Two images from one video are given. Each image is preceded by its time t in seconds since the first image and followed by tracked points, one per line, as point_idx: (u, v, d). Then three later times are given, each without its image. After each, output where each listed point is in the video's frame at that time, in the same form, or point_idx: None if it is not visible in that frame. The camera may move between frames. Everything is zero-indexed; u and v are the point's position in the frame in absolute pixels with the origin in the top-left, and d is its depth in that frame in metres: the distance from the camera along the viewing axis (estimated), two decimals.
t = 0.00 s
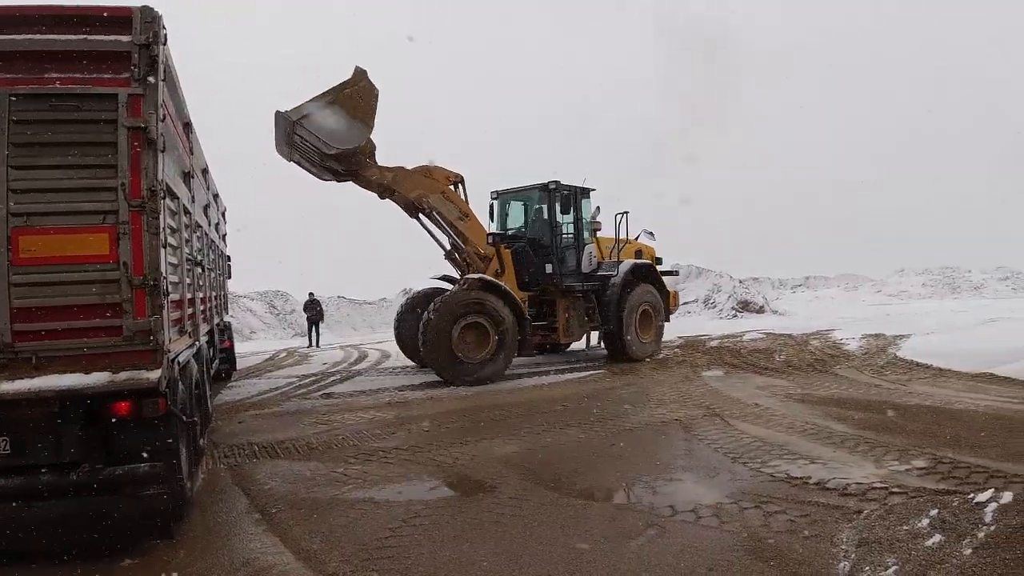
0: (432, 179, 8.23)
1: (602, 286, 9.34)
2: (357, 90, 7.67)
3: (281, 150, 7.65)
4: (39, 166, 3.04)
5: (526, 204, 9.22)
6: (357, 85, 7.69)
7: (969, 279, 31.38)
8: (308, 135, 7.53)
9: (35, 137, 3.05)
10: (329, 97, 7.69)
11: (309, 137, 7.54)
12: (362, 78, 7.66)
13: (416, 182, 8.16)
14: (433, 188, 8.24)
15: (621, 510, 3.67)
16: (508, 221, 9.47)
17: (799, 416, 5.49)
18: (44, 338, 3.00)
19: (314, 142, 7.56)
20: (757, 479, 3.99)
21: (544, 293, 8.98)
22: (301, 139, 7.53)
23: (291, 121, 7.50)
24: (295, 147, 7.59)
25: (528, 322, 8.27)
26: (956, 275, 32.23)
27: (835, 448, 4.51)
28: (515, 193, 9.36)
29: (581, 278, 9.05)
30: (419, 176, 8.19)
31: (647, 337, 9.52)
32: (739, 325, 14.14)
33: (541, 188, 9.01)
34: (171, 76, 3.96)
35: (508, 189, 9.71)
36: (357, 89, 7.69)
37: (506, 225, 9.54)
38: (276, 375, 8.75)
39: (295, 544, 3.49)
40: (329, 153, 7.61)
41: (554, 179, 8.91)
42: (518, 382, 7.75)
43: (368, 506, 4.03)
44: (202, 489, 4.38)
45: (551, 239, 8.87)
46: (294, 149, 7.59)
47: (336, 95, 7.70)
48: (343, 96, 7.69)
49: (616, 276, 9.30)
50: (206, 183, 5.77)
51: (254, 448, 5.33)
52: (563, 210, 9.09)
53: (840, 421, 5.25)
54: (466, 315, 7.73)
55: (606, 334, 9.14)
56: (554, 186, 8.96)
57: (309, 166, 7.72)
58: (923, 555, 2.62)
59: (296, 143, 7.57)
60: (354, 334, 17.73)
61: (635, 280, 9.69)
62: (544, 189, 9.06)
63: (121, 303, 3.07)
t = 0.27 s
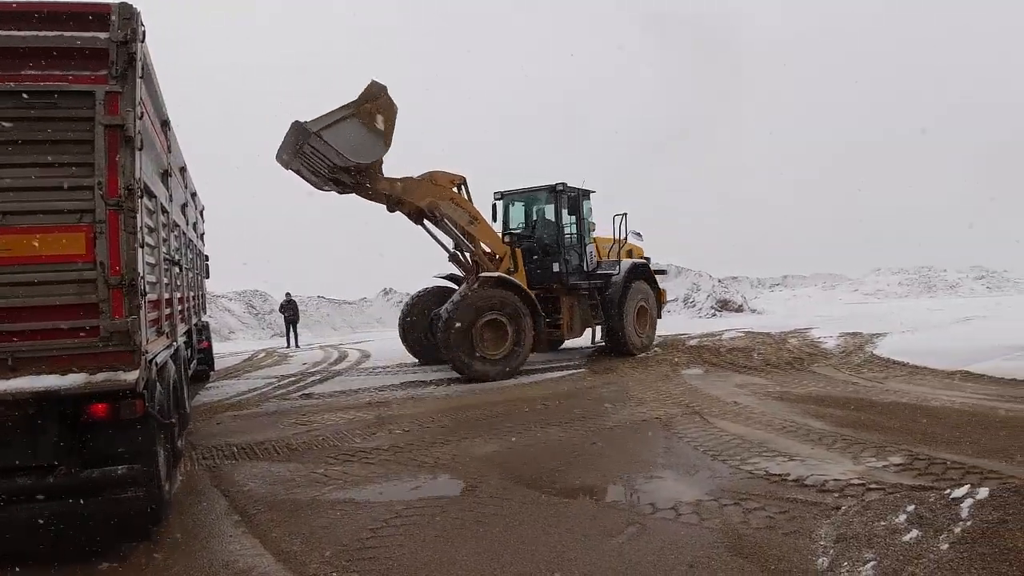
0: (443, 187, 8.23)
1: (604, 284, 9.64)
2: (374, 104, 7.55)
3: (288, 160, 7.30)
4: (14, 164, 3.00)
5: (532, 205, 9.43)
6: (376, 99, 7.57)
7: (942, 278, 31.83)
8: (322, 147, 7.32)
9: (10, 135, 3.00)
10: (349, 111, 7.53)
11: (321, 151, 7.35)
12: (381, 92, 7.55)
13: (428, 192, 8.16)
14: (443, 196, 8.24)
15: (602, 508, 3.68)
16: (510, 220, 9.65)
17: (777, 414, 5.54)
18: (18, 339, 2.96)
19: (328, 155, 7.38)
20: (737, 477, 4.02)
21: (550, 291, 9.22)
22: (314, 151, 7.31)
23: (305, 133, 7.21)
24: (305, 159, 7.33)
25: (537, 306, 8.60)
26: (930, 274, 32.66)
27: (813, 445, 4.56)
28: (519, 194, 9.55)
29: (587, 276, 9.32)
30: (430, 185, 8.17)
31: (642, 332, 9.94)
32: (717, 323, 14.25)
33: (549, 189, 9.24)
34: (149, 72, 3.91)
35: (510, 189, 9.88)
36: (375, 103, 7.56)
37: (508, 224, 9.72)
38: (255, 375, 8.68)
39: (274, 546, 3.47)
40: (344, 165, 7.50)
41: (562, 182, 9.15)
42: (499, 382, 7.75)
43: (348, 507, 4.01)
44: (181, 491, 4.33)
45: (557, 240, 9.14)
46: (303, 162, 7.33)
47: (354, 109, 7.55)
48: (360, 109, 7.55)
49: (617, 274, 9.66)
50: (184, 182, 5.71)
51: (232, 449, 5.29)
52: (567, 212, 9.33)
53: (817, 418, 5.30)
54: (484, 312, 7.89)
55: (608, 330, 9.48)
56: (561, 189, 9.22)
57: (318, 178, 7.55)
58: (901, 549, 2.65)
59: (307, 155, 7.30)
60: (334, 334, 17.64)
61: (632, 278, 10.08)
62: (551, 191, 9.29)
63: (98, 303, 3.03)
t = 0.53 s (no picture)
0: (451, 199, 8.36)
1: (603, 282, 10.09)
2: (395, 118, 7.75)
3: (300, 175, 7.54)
4: None
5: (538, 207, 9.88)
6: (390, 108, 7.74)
7: (918, 277, 32.20)
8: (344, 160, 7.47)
9: None
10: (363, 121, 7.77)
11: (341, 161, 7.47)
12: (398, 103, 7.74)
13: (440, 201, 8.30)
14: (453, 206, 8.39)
15: (581, 507, 3.69)
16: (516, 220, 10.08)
17: (755, 412, 5.59)
18: None
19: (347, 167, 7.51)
20: (716, 474, 4.05)
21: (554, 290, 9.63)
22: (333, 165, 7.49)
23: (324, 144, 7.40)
24: (322, 171, 7.49)
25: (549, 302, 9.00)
26: (906, 274, 33.03)
27: (790, 443, 4.59)
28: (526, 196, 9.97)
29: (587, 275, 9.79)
30: (441, 195, 8.32)
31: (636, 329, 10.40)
32: (695, 323, 14.35)
33: (557, 193, 9.69)
34: (126, 67, 3.87)
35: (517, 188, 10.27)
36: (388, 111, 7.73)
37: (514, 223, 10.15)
38: (233, 375, 8.61)
39: (253, 548, 3.44)
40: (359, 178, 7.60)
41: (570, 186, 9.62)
42: (479, 381, 7.74)
43: (328, 508, 3.99)
44: (158, 492, 4.29)
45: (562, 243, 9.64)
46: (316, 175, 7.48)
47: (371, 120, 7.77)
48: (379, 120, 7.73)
49: (615, 273, 10.12)
50: (161, 179, 5.66)
51: (210, 450, 5.24)
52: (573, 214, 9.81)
53: (795, 416, 5.35)
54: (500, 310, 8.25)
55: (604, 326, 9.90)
56: (568, 192, 9.70)
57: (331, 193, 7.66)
58: (878, 546, 2.67)
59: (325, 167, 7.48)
60: (313, 334, 17.55)
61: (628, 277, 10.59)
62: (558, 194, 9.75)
63: (73, 302, 2.99)
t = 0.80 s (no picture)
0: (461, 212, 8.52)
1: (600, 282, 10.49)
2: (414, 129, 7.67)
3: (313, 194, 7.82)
4: None
5: (541, 210, 10.26)
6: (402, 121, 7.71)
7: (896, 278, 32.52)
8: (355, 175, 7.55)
9: None
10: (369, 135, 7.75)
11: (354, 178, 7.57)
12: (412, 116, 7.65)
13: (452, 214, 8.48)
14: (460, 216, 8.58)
15: (562, 506, 3.70)
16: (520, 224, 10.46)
17: (734, 411, 5.62)
18: None
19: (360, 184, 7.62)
20: (695, 473, 4.07)
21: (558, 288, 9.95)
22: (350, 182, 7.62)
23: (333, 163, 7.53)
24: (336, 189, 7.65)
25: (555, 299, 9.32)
26: (884, 274, 33.33)
27: (769, 442, 4.62)
28: (529, 200, 10.36)
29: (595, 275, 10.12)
30: (452, 206, 8.45)
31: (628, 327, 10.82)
32: (675, 323, 14.43)
33: (560, 197, 10.10)
34: (103, 64, 3.83)
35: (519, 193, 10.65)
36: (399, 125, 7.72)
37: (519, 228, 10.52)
38: (211, 376, 8.54)
39: (232, 550, 3.41)
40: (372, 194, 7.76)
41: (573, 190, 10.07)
42: (459, 381, 7.73)
43: (307, 509, 3.96)
44: (135, 493, 4.25)
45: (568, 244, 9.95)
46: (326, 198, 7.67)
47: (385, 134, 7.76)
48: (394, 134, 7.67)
49: (613, 273, 10.47)
50: (139, 177, 5.60)
51: (189, 451, 5.20)
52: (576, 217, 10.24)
53: (774, 415, 5.38)
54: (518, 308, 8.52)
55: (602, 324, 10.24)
56: (571, 195, 10.12)
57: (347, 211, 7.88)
58: (856, 543, 2.69)
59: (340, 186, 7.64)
60: (292, 334, 17.44)
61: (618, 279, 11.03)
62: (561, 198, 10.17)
63: (48, 302, 2.96)
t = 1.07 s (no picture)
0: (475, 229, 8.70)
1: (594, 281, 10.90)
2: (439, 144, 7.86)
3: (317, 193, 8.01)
4: None
5: (541, 211, 10.63)
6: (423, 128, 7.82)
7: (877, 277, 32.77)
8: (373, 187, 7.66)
9: None
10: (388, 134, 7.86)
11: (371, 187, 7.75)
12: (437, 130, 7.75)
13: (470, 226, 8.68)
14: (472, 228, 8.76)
15: (545, 505, 3.70)
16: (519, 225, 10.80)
17: (717, 410, 5.66)
18: None
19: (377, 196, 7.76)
20: (678, 472, 4.08)
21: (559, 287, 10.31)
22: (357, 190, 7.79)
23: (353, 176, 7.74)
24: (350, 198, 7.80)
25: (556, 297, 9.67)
26: (866, 274, 33.57)
27: (751, 440, 4.65)
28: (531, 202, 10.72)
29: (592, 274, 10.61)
30: (464, 215, 8.57)
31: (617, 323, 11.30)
32: (659, 322, 14.49)
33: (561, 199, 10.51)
34: (84, 62, 3.80)
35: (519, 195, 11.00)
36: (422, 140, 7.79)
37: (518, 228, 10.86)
38: (193, 376, 8.48)
39: (213, 551, 3.39)
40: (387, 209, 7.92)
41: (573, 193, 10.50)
42: (443, 381, 7.72)
43: (289, 510, 3.94)
44: (116, 495, 4.22)
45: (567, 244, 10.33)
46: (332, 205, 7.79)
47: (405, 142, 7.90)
48: (420, 150, 7.75)
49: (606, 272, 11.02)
50: (119, 175, 5.55)
51: (170, 452, 5.16)
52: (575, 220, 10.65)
53: (755, 414, 5.41)
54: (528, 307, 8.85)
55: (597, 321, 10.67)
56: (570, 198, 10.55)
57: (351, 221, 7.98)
58: (837, 541, 2.69)
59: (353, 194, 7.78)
60: (275, 334, 17.35)
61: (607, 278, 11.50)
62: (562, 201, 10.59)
63: (27, 302, 2.92)
